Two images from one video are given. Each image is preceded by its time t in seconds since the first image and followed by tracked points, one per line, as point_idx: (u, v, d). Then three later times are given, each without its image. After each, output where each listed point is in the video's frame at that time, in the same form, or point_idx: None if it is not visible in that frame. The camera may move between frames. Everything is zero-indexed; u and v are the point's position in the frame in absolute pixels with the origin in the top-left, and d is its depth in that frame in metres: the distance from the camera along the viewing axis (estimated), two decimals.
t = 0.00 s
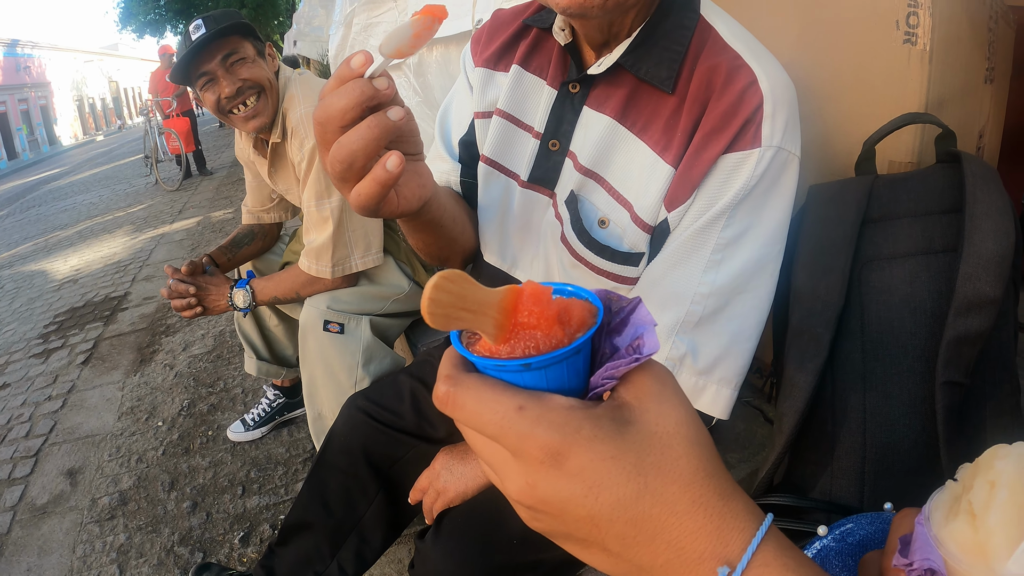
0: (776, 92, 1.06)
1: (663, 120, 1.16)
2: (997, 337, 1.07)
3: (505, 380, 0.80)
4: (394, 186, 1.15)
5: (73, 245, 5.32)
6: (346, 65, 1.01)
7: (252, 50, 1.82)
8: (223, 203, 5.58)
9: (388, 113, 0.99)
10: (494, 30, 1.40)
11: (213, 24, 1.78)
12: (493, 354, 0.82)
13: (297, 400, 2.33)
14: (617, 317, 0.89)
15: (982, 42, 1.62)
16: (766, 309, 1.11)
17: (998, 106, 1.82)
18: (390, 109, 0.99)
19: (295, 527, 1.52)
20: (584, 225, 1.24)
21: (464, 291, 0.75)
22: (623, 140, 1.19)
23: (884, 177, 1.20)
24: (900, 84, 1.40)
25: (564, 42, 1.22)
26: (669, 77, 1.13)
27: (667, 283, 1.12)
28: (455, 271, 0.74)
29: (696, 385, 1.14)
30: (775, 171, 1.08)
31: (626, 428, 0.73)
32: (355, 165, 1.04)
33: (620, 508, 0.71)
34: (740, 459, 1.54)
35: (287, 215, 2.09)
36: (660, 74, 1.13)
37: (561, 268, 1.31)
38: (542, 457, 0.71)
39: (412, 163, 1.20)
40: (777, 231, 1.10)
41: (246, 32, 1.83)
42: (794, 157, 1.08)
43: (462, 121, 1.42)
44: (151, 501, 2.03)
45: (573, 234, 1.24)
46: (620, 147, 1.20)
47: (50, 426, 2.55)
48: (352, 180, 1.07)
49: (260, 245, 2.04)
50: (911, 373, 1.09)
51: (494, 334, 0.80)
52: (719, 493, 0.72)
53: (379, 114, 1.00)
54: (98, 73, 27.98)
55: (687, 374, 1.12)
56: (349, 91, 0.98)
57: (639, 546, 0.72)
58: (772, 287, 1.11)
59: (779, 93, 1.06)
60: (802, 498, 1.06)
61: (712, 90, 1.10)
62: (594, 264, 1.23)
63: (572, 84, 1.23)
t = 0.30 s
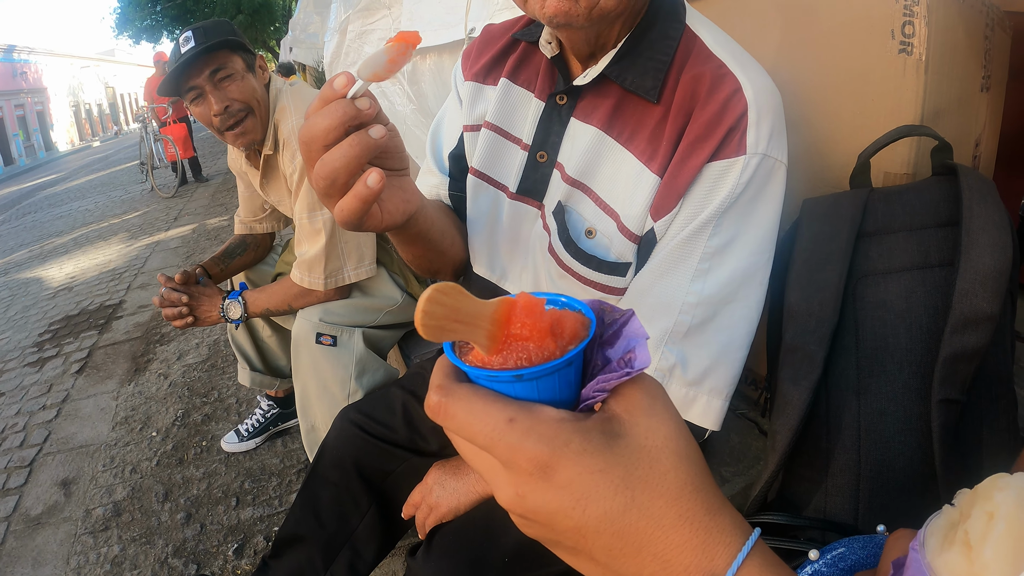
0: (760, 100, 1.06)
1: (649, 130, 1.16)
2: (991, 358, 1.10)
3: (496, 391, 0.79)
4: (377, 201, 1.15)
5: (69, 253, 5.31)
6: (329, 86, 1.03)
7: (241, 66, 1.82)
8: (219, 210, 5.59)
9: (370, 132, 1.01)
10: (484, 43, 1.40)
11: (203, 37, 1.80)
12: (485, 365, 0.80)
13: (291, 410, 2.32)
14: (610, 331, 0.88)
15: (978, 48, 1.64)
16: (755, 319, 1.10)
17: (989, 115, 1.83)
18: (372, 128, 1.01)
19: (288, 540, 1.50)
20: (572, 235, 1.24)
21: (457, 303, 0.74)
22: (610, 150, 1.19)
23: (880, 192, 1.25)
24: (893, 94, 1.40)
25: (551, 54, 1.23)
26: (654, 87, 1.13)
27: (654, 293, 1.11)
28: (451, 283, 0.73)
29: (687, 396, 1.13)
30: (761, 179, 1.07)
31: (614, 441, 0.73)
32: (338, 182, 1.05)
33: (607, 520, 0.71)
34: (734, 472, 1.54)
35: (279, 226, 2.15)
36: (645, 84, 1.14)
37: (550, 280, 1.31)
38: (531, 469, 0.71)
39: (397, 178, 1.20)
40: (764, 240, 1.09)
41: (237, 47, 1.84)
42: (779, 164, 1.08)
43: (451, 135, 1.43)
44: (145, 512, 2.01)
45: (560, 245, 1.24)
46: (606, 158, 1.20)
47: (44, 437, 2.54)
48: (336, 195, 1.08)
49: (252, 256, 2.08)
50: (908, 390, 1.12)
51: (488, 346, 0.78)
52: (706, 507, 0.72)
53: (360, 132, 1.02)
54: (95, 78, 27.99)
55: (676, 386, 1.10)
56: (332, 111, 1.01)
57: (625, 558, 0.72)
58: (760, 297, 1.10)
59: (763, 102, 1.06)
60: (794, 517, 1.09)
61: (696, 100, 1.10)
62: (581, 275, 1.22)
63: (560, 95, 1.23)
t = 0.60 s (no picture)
0: (750, 112, 1.07)
1: (641, 142, 1.16)
2: (992, 371, 1.16)
3: (510, 400, 0.79)
4: (371, 204, 1.15)
5: (65, 260, 5.30)
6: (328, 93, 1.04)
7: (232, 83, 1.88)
8: (215, 218, 5.59)
9: (368, 135, 1.03)
10: (480, 60, 1.41)
11: (194, 54, 1.86)
12: (500, 374, 0.80)
13: (289, 420, 2.32)
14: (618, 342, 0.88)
15: (974, 60, 1.66)
16: (750, 327, 1.10)
17: (983, 126, 1.85)
18: (370, 131, 1.03)
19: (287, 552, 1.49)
20: (567, 246, 1.23)
21: (478, 315, 0.74)
22: (603, 163, 1.19)
23: (877, 205, 1.30)
24: (890, 105, 1.44)
25: (545, 70, 1.24)
26: (646, 100, 1.14)
27: (649, 302, 1.11)
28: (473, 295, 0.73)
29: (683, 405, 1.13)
30: (752, 188, 1.07)
31: (621, 448, 0.74)
32: (336, 183, 1.05)
33: (613, 524, 0.72)
34: (732, 482, 1.55)
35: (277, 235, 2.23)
36: (637, 97, 1.14)
37: (546, 290, 1.29)
38: (540, 473, 0.73)
39: (391, 184, 1.20)
40: (757, 248, 1.08)
41: (229, 63, 1.90)
42: (770, 174, 1.08)
43: (447, 150, 1.44)
44: (143, 522, 2.00)
45: (556, 256, 1.23)
46: (600, 171, 1.20)
47: (42, 445, 2.53)
48: (331, 197, 1.08)
49: (248, 266, 2.16)
50: (906, 403, 1.16)
51: (504, 355, 0.78)
52: (708, 512, 0.73)
53: (358, 135, 1.04)
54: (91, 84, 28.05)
55: (673, 395, 1.11)
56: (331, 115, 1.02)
57: (631, 560, 0.74)
58: (754, 305, 1.10)
59: (752, 112, 1.07)
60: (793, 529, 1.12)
61: (687, 112, 1.10)
62: (576, 285, 1.21)
63: (553, 109, 1.24)
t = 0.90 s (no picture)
0: (742, 120, 1.08)
1: (634, 152, 1.17)
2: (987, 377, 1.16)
3: (513, 397, 0.78)
4: (359, 186, 1.16)
5: (63, 267, 5.31)
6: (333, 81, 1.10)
7: (220, 99, 1.89)
8: (212, 225, 5.61)
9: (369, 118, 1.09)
10: (475, 70, 1.44)
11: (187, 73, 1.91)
12: (504, 370, 0.79)
13: (287, 427, 2.32)
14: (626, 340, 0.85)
15: (969, 66, 1.67)
16: (744, 337, 1.11)
17: (978, 131, 1.86)
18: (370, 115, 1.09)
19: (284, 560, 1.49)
20: (562, 256, 1.24)
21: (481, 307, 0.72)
22: (596, 172, 1.20)
23: (871, 213, 1.31)
24: (885, 114, 1.45)
25: (539, 80, 1.27)
26: (639, 110, 1.15)
27: (643, 312, 1.11)
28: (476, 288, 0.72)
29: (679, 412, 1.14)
30: (745, 196, 1.08)
31: (622, 451, 0.73)
32: (332, 159, 1.09)
33: (612, 528, 0.72)
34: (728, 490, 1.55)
35: (273, 241, 2.24)
36: (629, 107, 1.16)
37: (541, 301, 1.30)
38: (539, 476, 0.72)
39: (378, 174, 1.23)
40: (749, 257, 1.10)
41: (219, 79, 1.91)
42: (763, 183, 1.09)
43: (440, 159, 1.47)
44: (141, 530, 2.00)
45: (551, 266, 1.24)
46: (593, 180, 1.21)
47: (39, 453, 2.53)
48: (323, 173, 1.12)
49: (244, 273, 2.20)
50: (900, 409, 1.17)
51: (507, 350, 0.77)
52: (708, 517, 0.73)
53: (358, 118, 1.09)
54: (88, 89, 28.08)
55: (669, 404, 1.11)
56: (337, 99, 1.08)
57: (630, 564, 0.74)
58: (749, 314, 1.10)
59: (745, 122, 1.08)
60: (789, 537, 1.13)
61: (680, 121, 1.11)
62: (570, 294, 1.21)
63: (548, 120, 1.26)
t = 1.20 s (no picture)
0: (734, 137, 1.09)
1: (626, 169, 1.21)
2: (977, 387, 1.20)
3: (520, 420, 0.78)
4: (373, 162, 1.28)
5: (60, 274, 5.31)
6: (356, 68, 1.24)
7: (194, 122, 1.96)
8: (210, 233, 5.63)
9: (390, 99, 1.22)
10: (469, 86, 1.52)
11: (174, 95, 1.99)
12: (511, 396, 0.79)
13: (286, 437, 2.34)
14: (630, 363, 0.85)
15: (962, 77, 1.69)
16: (737, 352, 1.12)
17: (971, 141, 1.88)
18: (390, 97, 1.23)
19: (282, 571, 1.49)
20: (556, 272, 1.28)
21: (489, 338, 0.72)
22: (589, 188, 1.25)
23: (864, 226, 1.32)
24: (879, 127, 1.46)
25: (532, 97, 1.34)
26: (630, 126, 1.19)
27: (638, 328, 1.11)
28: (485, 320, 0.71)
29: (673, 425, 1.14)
30: (737, 214, 1.09)
31: (623, 472, 0.74)
32: (359, 126, 1.20)
33: (613, 544, 0.74)
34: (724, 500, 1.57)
35: (272, 252, 2.29)
36: (621, 124, 1.20)
37: (537, 318, 1.32)
38: (544, 495, 0.73)
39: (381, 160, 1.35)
40: (742, 273, 1.11)
41: (196, 104, 1.97)
42: (756, 200, 1.11)
43: (434, 175, 1.56)
44: (140, 540, 2.00)
45: (544, 282, 1.27)
46: (586, 196, 1.25)
47: (38, 462, 2.53)
48: (348, 142, 1.21)
49: (244, 284, 2.25)
50: (893, 421, 1.18)
51: (513, 378, 0.77)
52: (705, 537, 0.75)
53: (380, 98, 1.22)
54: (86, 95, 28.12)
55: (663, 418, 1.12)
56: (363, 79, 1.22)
57: None
58: (742, 329, 1.12)
59: (737, 138, 1.09)
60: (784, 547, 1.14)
61: (673, 138, 1.14)
62: (564, 311, 1.24)
63: (542, 137, 1.32)
